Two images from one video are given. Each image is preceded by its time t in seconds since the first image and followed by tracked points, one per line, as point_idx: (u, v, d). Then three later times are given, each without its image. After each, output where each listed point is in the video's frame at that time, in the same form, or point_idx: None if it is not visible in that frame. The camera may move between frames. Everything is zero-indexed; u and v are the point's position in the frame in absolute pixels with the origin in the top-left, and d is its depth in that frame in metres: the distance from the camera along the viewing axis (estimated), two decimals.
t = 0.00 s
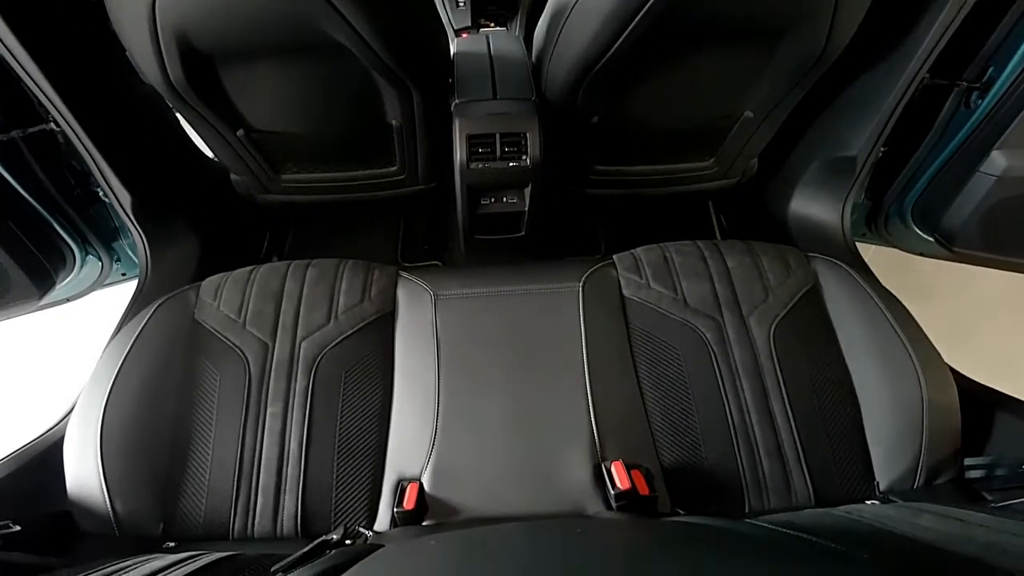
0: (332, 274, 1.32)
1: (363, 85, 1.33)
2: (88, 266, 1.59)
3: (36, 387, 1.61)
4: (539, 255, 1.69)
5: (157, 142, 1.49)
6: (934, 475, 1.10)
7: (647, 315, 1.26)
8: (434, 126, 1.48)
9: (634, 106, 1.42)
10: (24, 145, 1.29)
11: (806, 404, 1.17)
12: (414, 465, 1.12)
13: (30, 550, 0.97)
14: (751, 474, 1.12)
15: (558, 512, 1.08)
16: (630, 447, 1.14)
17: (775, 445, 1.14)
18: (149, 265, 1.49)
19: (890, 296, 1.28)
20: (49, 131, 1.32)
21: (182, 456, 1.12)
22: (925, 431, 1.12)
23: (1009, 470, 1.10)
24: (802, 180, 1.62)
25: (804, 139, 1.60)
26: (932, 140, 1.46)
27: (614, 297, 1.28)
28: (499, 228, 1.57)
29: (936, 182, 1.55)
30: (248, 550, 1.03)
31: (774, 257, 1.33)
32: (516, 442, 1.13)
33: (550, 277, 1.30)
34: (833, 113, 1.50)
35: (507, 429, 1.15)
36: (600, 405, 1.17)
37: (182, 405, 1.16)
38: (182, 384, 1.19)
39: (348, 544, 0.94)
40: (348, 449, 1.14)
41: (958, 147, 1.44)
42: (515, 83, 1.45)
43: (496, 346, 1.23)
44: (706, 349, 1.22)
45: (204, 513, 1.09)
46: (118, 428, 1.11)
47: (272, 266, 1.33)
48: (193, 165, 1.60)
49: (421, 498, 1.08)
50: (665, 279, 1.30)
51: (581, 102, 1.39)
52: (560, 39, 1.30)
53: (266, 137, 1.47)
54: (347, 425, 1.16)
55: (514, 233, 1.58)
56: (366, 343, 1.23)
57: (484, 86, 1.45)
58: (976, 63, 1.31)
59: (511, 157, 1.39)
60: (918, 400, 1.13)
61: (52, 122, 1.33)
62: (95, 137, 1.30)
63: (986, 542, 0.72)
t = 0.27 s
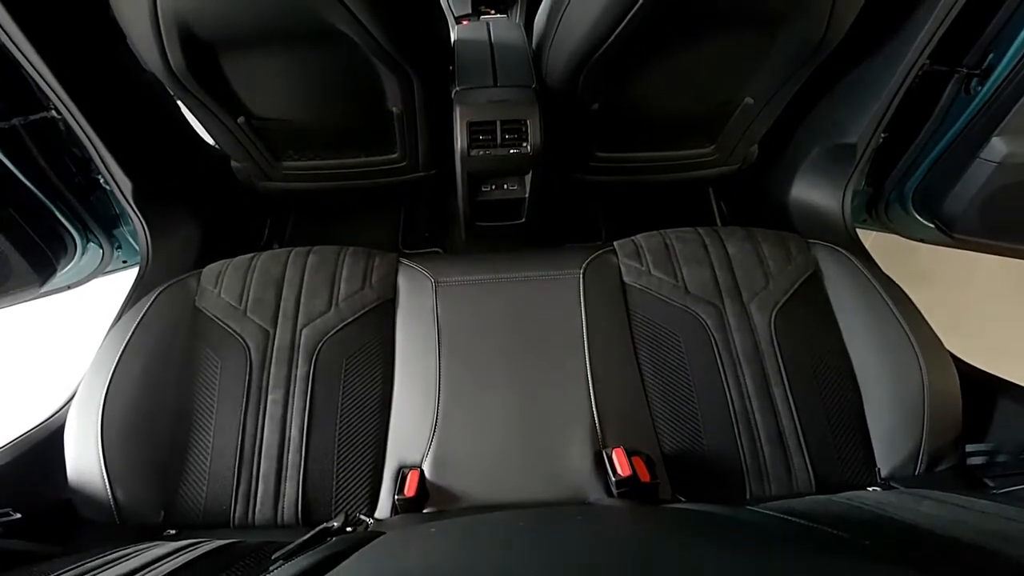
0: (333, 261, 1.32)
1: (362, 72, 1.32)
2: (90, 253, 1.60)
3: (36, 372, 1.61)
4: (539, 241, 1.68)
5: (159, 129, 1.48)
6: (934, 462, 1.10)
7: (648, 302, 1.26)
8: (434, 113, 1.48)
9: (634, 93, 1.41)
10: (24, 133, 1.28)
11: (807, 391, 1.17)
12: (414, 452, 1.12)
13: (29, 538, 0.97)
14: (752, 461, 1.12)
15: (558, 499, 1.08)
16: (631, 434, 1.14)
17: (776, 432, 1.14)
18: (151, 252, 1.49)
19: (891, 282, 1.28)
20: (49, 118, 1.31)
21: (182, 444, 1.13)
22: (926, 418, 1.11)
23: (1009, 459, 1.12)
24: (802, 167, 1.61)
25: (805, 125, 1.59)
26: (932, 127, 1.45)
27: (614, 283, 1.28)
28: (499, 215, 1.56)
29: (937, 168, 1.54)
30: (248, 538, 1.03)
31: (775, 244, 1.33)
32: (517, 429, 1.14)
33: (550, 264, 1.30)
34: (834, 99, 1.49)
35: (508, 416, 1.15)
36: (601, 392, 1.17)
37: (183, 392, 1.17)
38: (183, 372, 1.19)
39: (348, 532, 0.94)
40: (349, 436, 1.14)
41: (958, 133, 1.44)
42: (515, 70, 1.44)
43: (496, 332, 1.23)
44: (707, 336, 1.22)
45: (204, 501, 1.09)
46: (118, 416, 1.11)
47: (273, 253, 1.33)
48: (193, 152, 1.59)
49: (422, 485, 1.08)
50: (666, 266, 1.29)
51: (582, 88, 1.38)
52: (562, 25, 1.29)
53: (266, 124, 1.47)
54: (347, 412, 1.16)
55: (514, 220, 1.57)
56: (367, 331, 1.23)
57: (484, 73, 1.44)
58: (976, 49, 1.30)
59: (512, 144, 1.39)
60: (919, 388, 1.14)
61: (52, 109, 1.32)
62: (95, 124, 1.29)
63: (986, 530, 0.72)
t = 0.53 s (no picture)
0: (333, 256, 1.32)
1: (362, 67, 1.32)
2: (91, 247, 1.61)
3: (36, 356, 1.58)
4: (540, 236, 1.68)
5: (160, 124, 1.48)
6: (936, 457, 1.10)
7: (649, 296, 1.26)
8: (434, 107, 1.47)
9: (634, 87, 1.41)
10: (26, 127, 1.29)
11: (809, 385, 1.17)
12: (415, 447, 1.12)
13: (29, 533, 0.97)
14: (753, 456, 1.12)
15: (559, 494, 1.08)
16: (632, 429, 1.14)
17: (777, 426, 1.14)
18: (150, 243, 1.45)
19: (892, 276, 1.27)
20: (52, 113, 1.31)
21: (182, 439, 1.12)
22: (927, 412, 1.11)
23: (1013, 451, 1.10)
24: (802, 161, 1.61)
25: (804, 119, 1.59)
26: (932, 121, 1.45)
27: (614, 278, 1.28)
28: (499, 209, 1.56)
29: (936, 162, 1.54)
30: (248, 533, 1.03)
31: (775, 238, 1.33)
32: (517, 423, 1.13)
33: (551, 259, 1.30)
34: (835, 93, 1.48)
35: (509, 410, 1.15)
36: (602, 387, 1.17)
37: (183, 387, 1.16)
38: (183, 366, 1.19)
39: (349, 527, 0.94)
40: (349, 430, 1.14)
41: (957, 128, 1.43)
42: (515, 64, 1.44)
43: (497, 326, 1.23)
44: (708, 330, 1.22)
45: (204, 496, 1.09)
46: (118, 411, 1.11)
47: (274, 247, 1.33)
48: (194, 147, 1.59)
49: (422, 480, 1.08)
50: (667, 260, 1.29)
51: (582, 83, 1.38)
52: (562, 22, 1.29)
53: (267, 119, 1.46)
54: (347, 407, 1.16)
55: (515, 214, 1.57)
56: (367, 325, 1.23)
57: (484, 67, 1.44)
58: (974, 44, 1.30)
59: (512, 138, 1.38)
60: (920, 382, 1.13)
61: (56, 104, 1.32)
62: (97, 119, 1.29)
63: (988, 525, 0.72)
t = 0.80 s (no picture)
0: (333, 260, 1.31)
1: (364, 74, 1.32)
2: (91, 251, 1.59)
3: (36, 367, 1.58)
4: (540, 240, 1.68)
5: (162, 129, 1.48)
6: (938, 463, 1.09)
7: (650, 301, 1.25)
8: (434, 113, 1.47)
9: (634, 92, 1.41)
10: (29, 132, 1.30)
11: (809, 392, 1.17)
12: (415, 453, 1.12)
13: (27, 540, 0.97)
14: (754, 461, 1.11)
15: (559, 500, 1.07)
16: (632, 435, 1.13)
17: (778, 432, 1.14)
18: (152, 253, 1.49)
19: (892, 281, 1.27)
20: (54, 118, 1.33)
21: (181, 445, 1.12)
22: (929, 417, 1.11)
23: (1014, 457, 1.11)
24: (802, 165, 1.61)
25: (803, 124, 1.59)
26: (930, 126, 1.46)
27: (614, 282, 1.28)
28: (499, 214, 1.55)
29: (933, 167, 1.54)
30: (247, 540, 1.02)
31: (775, 242, 1.33)
32: (518, 429, 1.13)
33: (551, 263, 1.30)
34: (833, 98, 1.48)
35: (509, 416, 1.14)
36: (603, 391, 1.17)
37: (182, 392, 1.16)
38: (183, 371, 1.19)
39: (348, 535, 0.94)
40: (349, 436, 1.13)
41: (955, 133, 1.44)
42: (515, 70, 1.44)
43: (497, 331, 1.23)
44: (708, 334, 1.22)
45: (202, 503, 1.09)
46: (117, 415, 1.10)
47: (275, 252, 1.33)
48: (196, 152, 1.59)
49: (422, 486, 1.08)
50: (667, 264, 1.29)
51: (582, 88, 1.38)
52: (562, 28, 1.29)
53: (268, 124, 1.46)
54: (347, 412, 1.15)
55: (515, 219, 1.56)
56: (367, 330, 1.23)
57: (484, 73, 1.44)
58: (970, 49, 1.31)
59: (513, 143, 1.38)
60: (921, 386, 1.13)
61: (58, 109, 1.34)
62: (100, 124, 1.29)
63: (990, 530, 0.72)
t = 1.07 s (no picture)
0: (333, 271, 1.31)
1: (364, 86, 1.33)
2: (91, 263, 1.60)
3: (36, 375, 1.57)
4: (540, 252, 1.68)
5: (164, 141, 1.49)
6: (941, 476, 1.08)
7: (650, 312, 1.25)
8: (434, 125, 1.48)
9: (632, 105, 1.41)
10: (31, 143, 1.32)
11: (810, 404, 1.16)
12: (414, 466, 1.11)
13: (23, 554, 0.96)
14: (755, 474, 1.11)
15: (559, 514, 1.07)
16: (633, 447, 1.13)
17: (779, 444, 1.13)
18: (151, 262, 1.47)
19: (891, 292, 1.27)
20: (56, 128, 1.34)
21: (179, 456, 1.12)
22: (931, 429, 1.10)
23: (1017, 468, 1.08)
24: (800, 177, 1.61)
25: (801, 136, 1.59)
26: (925, 138, 1.47)
27: (614, 293, 1.28)
28: (499, 226, 1.55)
29: (931, 178, 1.55)
30: (244, 553, 1.01)
31: (774, 253, 1.33)
32: (518, 441, 1.13)
33: (551, 275, 1.30)
34: (830, 109, 1.49)
35: (509, 428, 1.14)
36: (603, 402, 1.16)
37: (181, 403, 1.16)
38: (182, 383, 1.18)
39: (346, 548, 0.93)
40: (347, 448, 1.13)
41: (952, 144, 1.44)
42: (514, 82, 1.45)
43: (496, 342, 1.22)
44: (708, 346, 1.21)
45: (200, 515, 1.08)
46: (115, 426, 1.10)
47: (275, 263, 1.34)
48: (197, 164, 1.60)
49: (421, 500, 1.07)
50: (666, 276, 1.29)
51: (581, 100, 1.38)
52: (560, 41, 1.29)
53: (269, 136, 1.47)
54: (346, 425, 1.15)
55: (514, 230, 1.56)
56: (367, 342, 1.23)
57: (484, 85, 1.44)
58: (965, 61, 1.32)
59: (512, 155, 1.38)
60: (922, 398, 1.12)
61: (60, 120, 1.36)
62: (101, 135, 1.29)
63: (991, 542, 0.71)
